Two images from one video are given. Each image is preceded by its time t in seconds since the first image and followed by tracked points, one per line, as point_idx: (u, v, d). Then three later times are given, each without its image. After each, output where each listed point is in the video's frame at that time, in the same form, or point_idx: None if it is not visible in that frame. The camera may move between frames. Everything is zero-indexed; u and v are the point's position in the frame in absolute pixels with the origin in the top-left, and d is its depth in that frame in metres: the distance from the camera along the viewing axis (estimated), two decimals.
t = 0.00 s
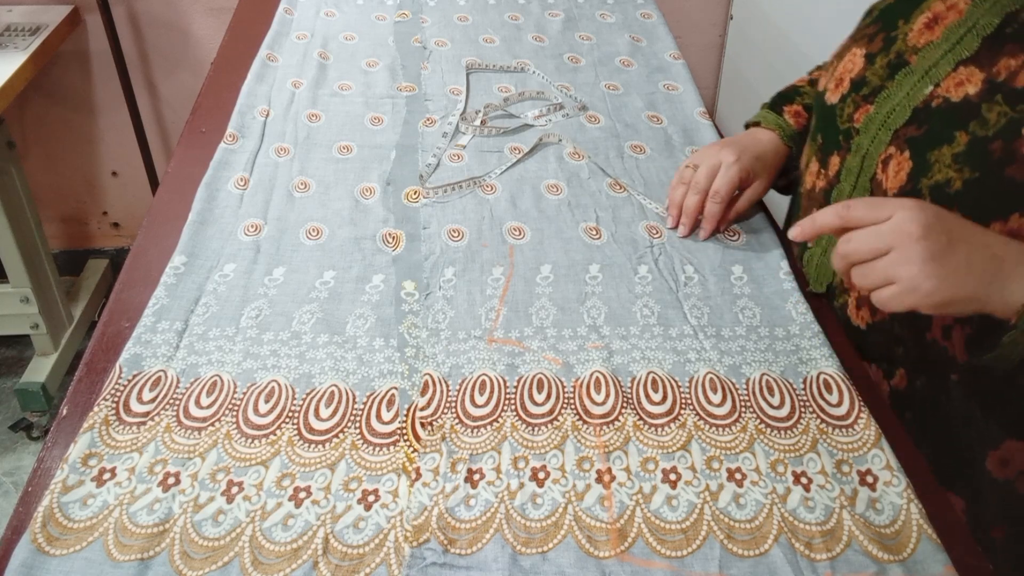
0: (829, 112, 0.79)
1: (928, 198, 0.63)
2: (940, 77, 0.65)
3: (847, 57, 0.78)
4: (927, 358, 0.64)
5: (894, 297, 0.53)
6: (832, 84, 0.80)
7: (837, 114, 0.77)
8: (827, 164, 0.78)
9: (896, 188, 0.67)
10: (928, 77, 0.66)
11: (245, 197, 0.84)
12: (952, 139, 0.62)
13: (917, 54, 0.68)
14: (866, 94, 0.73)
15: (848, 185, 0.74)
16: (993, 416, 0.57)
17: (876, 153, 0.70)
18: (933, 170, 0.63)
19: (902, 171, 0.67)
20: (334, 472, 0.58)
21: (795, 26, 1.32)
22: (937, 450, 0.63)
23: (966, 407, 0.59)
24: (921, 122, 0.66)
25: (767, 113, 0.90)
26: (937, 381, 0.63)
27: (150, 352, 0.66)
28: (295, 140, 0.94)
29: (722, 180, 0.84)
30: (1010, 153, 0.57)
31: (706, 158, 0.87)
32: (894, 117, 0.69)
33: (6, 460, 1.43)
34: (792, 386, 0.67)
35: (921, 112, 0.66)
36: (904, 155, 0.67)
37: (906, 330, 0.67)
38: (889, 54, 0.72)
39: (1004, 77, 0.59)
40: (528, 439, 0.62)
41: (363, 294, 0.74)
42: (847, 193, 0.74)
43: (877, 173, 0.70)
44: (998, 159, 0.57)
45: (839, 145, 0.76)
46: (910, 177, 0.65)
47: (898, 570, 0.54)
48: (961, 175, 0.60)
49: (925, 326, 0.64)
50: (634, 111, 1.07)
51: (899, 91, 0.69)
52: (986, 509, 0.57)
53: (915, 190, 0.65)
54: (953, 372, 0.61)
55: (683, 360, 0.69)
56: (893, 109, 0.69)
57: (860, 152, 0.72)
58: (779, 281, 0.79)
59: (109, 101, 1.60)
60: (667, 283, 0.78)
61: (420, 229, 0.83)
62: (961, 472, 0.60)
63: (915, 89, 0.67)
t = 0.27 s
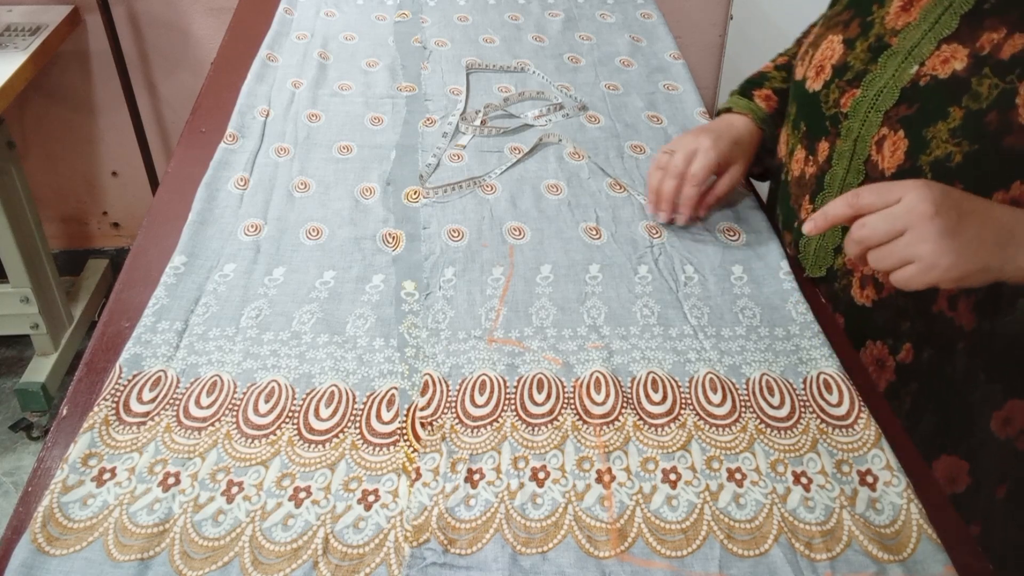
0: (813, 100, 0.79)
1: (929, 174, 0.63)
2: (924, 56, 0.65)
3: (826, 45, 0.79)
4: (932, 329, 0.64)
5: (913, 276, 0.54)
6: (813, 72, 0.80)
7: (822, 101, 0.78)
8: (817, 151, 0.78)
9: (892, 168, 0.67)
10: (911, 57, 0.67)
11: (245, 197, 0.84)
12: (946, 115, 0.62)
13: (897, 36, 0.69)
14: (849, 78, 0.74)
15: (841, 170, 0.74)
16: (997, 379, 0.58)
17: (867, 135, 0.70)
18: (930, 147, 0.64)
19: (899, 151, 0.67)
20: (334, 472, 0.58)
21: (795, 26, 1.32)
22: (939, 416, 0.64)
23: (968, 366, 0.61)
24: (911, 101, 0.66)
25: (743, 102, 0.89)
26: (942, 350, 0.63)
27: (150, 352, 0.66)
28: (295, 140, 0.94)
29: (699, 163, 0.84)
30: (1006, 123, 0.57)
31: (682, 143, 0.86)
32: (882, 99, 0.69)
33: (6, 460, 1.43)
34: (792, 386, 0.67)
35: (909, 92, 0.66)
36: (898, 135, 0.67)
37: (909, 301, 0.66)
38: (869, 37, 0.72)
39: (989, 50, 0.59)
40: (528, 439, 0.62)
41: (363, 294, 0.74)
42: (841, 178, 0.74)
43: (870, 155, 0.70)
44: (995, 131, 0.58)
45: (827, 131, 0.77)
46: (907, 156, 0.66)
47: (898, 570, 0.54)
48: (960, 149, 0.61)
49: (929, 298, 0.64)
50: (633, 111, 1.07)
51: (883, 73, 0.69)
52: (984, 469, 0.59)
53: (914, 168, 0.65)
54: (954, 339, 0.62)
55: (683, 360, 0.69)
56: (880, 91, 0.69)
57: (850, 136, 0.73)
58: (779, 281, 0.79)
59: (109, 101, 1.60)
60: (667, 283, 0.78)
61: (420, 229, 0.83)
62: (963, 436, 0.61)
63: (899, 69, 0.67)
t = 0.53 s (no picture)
0: (805, 99, 0.80)
1: (933, 164, 0.64)
2: (915, 50, 0.67)
3: (813, 45, 0.80)
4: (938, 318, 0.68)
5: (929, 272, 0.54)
6: (803, 72, 0.81)
7: (816, 99, 0.78)
8: (812, 149, 0.79)
9: (894, 161, 0.68)
10: (902, 51, 0.68)
11: (245, 197, 0.84)
12: (944, 106, 0.63)
13: (886, 32, 0.70)
14: (842, 76, 0.74)
15: (841, 166, 0.74)
16: (1005, 357, 0.64)
17: (866, 130, 0.71)
18: (931, 138, 0.65)
19: (899, 144, 0.68)
20: (334, 472, 0.58)
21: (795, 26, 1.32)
22: (950, 399, 0.69)
23: (976, 349, 0.66)
24: (907, 94, 0.67)
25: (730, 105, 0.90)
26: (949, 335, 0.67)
27: (150, 352, 0.66)
28: (295, 140, 0.94)
29: (673, 155, 0.86)
30: (1006, 109, 0.59)
31: (653, 142, 0.89)
32: (878, 94, 0.70)
33: (6, 460, 1.43)
34: (792, 386, 0.67)
35: (904, 85, 0.67)
36: (897, 128, 0.68)
37: (919, 292, 0.69)
38: (857, 35, 0.73)
39: (979, 40, 0.61)
40: (528, 439, 0.62)
41: (363, 294, 0.74)
42: (840, 173, 0.74)
43: (870, 150, 0.71)
44: (994, 118, 0.60)
45: (822, 129, 0.77)
46: (908, 148, 0.67)
47: (898, 571, 0.54)
48: (962, 138, 0.62)
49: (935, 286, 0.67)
50: (633, 111, 1.07)
51: (876, 70, 0.70)
52: (992, 440, 0.68)
53: (917, 160, 0.66)
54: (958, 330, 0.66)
55: (683, 360, 0.69)
56: (875, 86, 0.70)
57: (848, 132, 0.73)
58: (779, 280, 0.79)
59: (109, 101, 1.60)
60: (667, 283, 0.78)
61: (420, 229, 0.83)
62: (971, 415, 0.68)
63: (892, 64, 0.69)
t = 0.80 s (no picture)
0: (798, 94, 0.80)
1: (926, 153, 0.64)
2: (906, 41, 0.67)
3: (805, 40, 0.80)
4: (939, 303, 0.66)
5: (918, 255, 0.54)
6: (795, 67, 0.81)
7: (808, 93, 0.78)
8: (805, 142, 0.79)
9: (888, 151, 0.68)
10: (894, 42, 0.68)
11: (245, 197, 0.84)
12: (936, 95, 0.63)
13: (877, 24, 0.70)
14: (835, 69, 0.75)
15: (835, 158, 0.74)
16: (1003, 342, 0.62)
17: (860, 122, 0.71)
18: (924, 127, 0.65)
19: (893, 134, 0.68)
20: (334, 472, 0.58)
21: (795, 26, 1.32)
22: (950, 386, 0.67)
23: (974, 336, 0.64)
24: (900, 84, 0.67)
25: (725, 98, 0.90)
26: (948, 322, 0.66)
27: (150, 352, 0.66)
28: (295, 140, 0.94)
29: (659, 121, 0.87)
30: (996, 96, 0.59)
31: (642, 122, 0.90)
32: (871, 86, 0.70)
33: (6, 460, 1.43)
34: (792, 386, 0.67)
35: (896, 75, 0.68)
36: (890, 118, 0.68)
37: (916, 279, 0.68)
38: (849, 28, 0.74)
39: (969, 29, 0.61)
40: (528, 439, 0.62)
41: (363, 294, 0.74)
42: (834, 166, 0.74)
43: (864, 141, 0.71)
44: (986, 105, 0.60)
45: (815, 123, 0.77)
46: (902, 137, 0.67)
47: (898, 571, 0.54)
48: (954, 125, 0.62)
49: (932, 271, 0.66)
50: (633, 111, 1.07)
51: (869, 62, 0.71)
52: (991, 431, 0.65)
53: (910, 149, 0.66)
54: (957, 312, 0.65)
55: (683, 360, 0.69)
56: (868, 78, 0.70)
57: (841, 125, 0.73)
58: (779, 280, 0.79)
59: (109, 101, 1.60)
60: (667, 283, 0.78)
61: (420, 229, 0.83)
62: (971, 403, 0.65)
63: (884, 56, 0.69)
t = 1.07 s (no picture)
0: (792, 92, 0.81)
1: (916, 152, 0.65)
2: (899, 41, 0.68)
3: (801, 39, 0.82)
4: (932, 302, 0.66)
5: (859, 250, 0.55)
6: (790, 66, 0.83)
7: (802, 91, 0.80)
8: (799, 142, 0.80)
9: (878, 149, 0.69)
10: (887, 42, 0.69)
11: (245, 197, 0.84)
12: (928, 94, 0.64)
13: (871, 24, 0.72)
14: (829, 68, 0.76)
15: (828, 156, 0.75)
16: (1000, 341, 0.63)
17: (853, 120, 0.72)
18: (915, 125, 0.65)
19: (884, 132, 0.68)
20: (334, 472, 0.58)
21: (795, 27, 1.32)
22: (946, 379, 0.68)
23: (971, 333, 0.65)
24: (892, 83, 0.68)
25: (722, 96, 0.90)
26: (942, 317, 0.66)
27: (150, 352, 0.66)
28: (295, 140, 0.94)
29: (705, 107, 0.83)
30: (986, 95, 0.60)
31: (682, 113, 0.85)
32: (864, 85, 0.71)
33: (6, 460, 1.43)
34: (792, 386, 0.67)
35: (889, 75, 0.68)
36: (881, 117, 0.69)
37: (909, 277, 0.68)
38: (843, 28, 0.75)
39: (960, 28, 0.62)
40: (528, 439, 0.62)
41: (363, 294, 0.74)
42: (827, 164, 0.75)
43: (856, 140, 0.72)
44: (975, 104, 0.60)
45: (810, 121, 0.78)
46: (892, 136, 0.67)
47: (898, 570, 0.54)
48: (944, 124, 0.63)
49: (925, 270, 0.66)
50: (633, 111, 1.07)
51: (862, 61, 0.72)
52: (990, 428, 0.67)
53: (900, 147, 0.66)
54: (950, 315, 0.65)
55: (683, 360, 0.69)
56: (861, 77, 0.71)
57: (835, 123, 0.74)
58: (779, 281, 0.79)
59: (109, 101, 1.60)
60: (667, 283, 0.78)
61: (420, 229, 0.83)
62: (967, 398, 0.67)
63: (877, 55, 0.70)
